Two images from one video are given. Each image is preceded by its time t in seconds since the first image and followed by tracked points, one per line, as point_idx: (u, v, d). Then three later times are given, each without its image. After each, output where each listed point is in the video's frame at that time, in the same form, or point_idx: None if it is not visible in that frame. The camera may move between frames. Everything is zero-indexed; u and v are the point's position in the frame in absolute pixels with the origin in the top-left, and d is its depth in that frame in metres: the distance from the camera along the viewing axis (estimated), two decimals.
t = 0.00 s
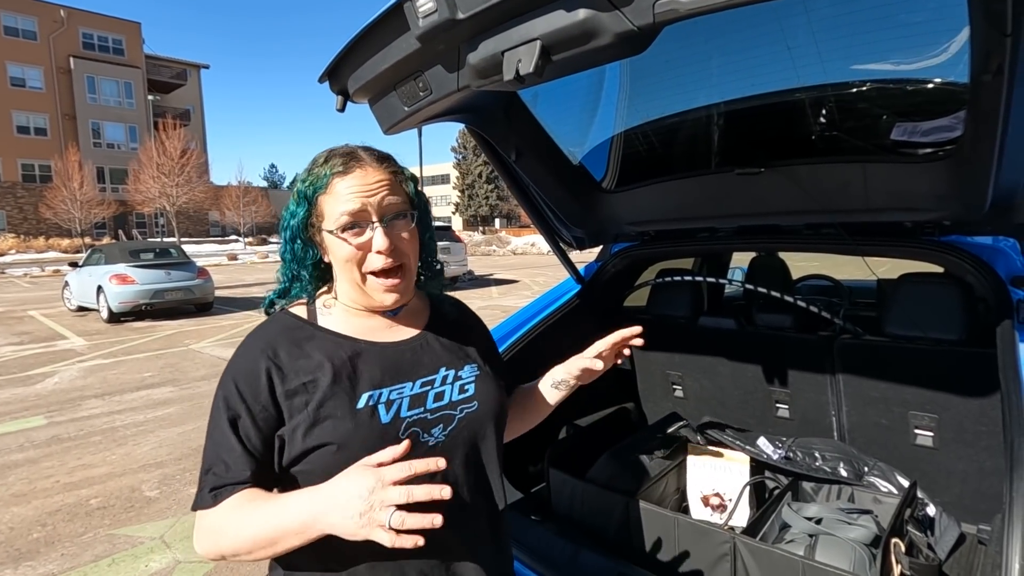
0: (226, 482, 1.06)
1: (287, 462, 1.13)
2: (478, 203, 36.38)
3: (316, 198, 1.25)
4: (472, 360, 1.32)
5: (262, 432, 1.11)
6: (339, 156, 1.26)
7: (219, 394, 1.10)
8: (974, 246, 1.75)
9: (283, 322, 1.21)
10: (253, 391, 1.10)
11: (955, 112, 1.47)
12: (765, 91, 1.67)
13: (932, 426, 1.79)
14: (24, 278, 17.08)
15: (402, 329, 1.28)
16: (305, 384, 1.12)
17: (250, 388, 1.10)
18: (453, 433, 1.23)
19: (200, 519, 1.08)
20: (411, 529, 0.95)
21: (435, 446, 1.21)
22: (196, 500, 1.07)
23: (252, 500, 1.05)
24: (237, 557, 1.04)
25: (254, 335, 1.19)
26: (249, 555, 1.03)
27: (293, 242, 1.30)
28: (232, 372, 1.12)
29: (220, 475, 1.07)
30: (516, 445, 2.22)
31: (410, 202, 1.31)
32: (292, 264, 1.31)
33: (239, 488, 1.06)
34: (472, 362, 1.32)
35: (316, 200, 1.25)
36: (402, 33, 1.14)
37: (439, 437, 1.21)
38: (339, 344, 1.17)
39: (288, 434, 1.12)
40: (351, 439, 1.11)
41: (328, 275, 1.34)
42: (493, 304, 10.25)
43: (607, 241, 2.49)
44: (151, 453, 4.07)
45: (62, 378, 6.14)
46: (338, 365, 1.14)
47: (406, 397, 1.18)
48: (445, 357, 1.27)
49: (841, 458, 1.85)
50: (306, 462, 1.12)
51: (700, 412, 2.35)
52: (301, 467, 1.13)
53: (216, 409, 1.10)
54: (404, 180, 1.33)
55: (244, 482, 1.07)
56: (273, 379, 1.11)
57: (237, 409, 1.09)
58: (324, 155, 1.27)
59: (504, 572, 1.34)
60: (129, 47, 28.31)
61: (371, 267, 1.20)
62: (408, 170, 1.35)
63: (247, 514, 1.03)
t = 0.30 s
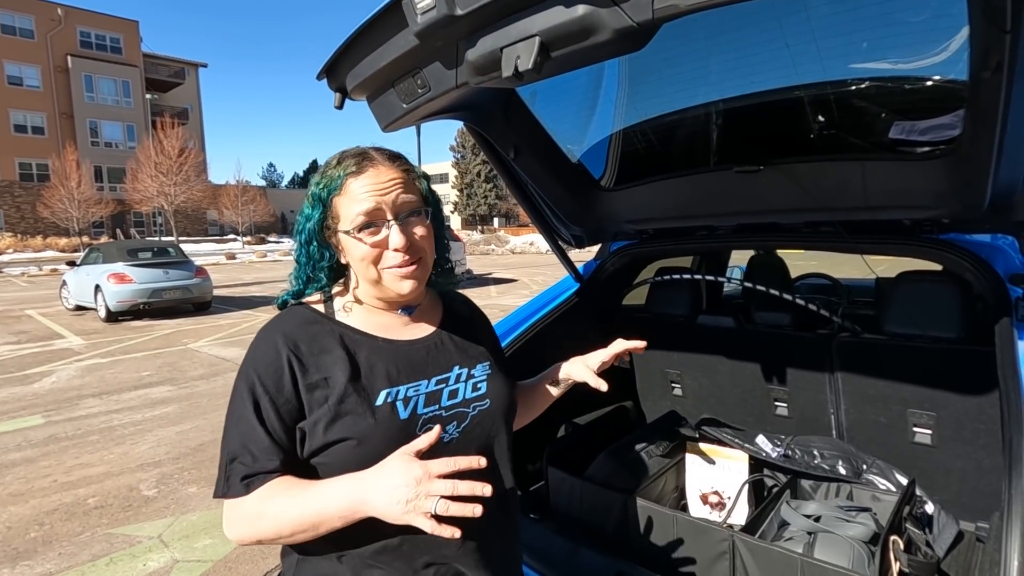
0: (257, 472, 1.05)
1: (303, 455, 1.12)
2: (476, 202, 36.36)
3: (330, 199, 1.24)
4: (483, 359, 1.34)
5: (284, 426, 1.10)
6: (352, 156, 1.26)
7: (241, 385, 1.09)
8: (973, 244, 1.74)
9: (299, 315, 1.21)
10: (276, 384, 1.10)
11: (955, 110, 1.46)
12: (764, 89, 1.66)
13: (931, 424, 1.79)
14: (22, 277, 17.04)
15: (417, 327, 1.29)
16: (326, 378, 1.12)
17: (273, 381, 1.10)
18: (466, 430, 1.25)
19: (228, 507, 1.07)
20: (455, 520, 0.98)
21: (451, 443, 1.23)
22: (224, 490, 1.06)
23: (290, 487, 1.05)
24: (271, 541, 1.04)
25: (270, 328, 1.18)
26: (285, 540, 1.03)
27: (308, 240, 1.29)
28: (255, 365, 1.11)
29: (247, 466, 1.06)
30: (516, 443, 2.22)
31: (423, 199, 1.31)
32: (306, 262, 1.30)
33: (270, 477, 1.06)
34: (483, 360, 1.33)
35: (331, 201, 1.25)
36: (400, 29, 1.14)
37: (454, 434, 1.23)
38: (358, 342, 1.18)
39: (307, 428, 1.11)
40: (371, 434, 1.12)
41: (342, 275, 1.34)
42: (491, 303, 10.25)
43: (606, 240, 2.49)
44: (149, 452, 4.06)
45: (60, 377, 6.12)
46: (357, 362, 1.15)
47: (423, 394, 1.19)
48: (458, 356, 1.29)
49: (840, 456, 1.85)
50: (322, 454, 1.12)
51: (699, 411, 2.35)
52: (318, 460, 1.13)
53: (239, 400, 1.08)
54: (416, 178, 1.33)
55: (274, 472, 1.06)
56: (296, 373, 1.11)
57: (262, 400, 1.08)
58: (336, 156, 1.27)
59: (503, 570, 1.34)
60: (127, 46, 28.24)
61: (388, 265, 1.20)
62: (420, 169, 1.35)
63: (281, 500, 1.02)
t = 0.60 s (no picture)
0: (273, 474, 1.05)
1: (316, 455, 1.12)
2: (475, 201, 36.35)
3: (345, 196, 1.24)
4: (489, 360, 1.35)
5: (298, 426, 1.09)
6: (368, 153, 1.26)
7: (252, 383, 1.08)
8: (972, 240, 1.74)
9: (314, 313, 1.20)
10: (292, 387, 1.09)
11: (954, 107, 1.46)
12: (763, 86, 1.67)
13: (930, 420, 1.79)
14: (19, 276, 17.00)
15: (427, 328, 1.30)
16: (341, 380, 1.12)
17: (289, 384, 1.08)
18: (472, 432, 1.26)
19: (243, 506, 1.06)
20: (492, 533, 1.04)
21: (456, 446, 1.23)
22: (237, 488, 1.05)
23: (311, 490, 1.06)
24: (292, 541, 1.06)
25: (280, 324, 1.16)
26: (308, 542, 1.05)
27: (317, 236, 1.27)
28: (269, 365, 1.09)
29: (262, 468, 1.05)
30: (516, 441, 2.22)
31: (438, 198, 1.31)
32: (314, 258, 1.28)
33: (286, 481, 1.06)
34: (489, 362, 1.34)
35: (346, 197, 1.24)
36: (399, 25, 1.14)
37: (460, 437, 1.23)
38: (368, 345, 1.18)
39: (321, 429, 1.11)
40: (384, 438, 1.12)
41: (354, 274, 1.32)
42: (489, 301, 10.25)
43: (606, 237, 2.49)
44: (148, 451, 4.06)
45: (58, 376, 6.11)
46: (372, 364, 1.16)
47: (432, 397, 1.19)
48: (465, 358, 1.29)
49: (839, 453, 1.86)
50: (334, 455, 1.12)
51: (699, 408, 2.35)
52: (330, 460, 1.12)
53: (254, 401, 1.07)
54: (432, 176, 1.33)
55: (291, 475, 1.06)
56: (311, 375, 1.11)
57: (276, 402, 1.07)
58: (351, 153, 1.27)
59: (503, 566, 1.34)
60: (124, 44, 28.17)
61: (403, 261, 1.21)
62: (435, 166, 1.35)
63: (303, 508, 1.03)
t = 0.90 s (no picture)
0: (311, 480, 1.04)
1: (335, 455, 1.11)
2: (473, 200, 36.32)
3: (350, 186, 1.23)
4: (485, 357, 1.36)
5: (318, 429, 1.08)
6: (378, 146, 1.26)
7: (272, 392, 1.06)
8: (970, 238, 1.77)
9: (311, 312, 1.18)
10: (310, 388, 1.08)
11: (952, 105, 1.47)
12: (762, 84, 1.67)
13: (927, 418, 1.80)
14: (17, 275, 16.96)
15: (422, 325, 1.31)
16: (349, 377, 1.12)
17: (307, 385, 1.08)
18: (470, 428, 1.26)
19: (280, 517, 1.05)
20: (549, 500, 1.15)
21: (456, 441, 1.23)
22: (274, 500, 1.01)
23: (355, 497, 1.07)
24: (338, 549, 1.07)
25: (283, 326, 1.14)
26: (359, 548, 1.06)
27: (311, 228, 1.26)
28: (286, 369, 1.07)
29: (299, 474, 1.03)
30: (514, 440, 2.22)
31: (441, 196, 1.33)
32: (310, 249, 1.28)
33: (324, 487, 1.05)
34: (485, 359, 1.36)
35: (351, 187, 1.23)
36: (398, 23, 1.14)
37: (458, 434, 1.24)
38: (371, 344, 1.18)
39: (337, 427, 1.10)
40: (394, 435, 1.12)
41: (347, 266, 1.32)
42: (488, 300, 10.24)
43: (604, 236, 2.49)
44: (146, 450, 4.05)
45: (55, 375, 6.10)
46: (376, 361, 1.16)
47: (431, 395, 1.20)
48: (462, 356, 1.31)
49: (837, 451, 1.87)
50: (348, 453, 1.12)
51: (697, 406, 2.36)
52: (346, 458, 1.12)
53: (276, 407, 1.05)
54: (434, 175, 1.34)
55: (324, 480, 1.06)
56: (324, 375, 1.10)
57: (299, 407, 1.06)
58: (359, 144, 1.27)
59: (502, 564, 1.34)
60: (122, 43, 28.10)
61: (409, 254, 1.21)
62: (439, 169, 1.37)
63: (355, 511, 1.04)
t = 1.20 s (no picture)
0: (299, 476, 1.02)
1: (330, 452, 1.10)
2: (472, 199, 36.31)
3: (387, 179, 1.20)
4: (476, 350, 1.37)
5: (308, 425, 1.07)
6: (408, 143, 1.27)
7: (258, 392, 1.05)
8: (968, 234, 1.78)
9: (297, 310, 1.17)
10: (297, 383, 1.07)
11: (949, 101, 1.47)
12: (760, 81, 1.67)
13: (924, 415, 1.80)
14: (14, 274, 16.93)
15: (414, 320, 1.31)
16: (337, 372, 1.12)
17: (292, 380, 1.07)
18: (467, 420, 1.26)
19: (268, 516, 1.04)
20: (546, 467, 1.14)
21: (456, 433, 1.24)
22: (261, 499, 1.00)
23: (345, 489, 1.05)
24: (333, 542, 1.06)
25: (269, 324, 1.13)
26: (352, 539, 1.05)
27: (305, 221, 1.22)
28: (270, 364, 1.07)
29: (285, 470, 1.02)
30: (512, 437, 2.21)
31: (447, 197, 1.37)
32: (318, 240, 1.21)
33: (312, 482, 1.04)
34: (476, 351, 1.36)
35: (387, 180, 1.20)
36: (395, 18, 1.13)
37: (456, 425, 1.24)
38: (363, 338, 1.18)
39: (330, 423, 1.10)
40: (386, 429, 1.12)
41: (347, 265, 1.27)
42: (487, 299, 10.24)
43: (602, 233, 2.49)
44: (144, 448, 4.05)
45: (53, 374, 6.09)
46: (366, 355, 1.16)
47: (425, 387, 1.20)
48: (453, 349, 1.31)
49: (835, 447, 1.88)
50: (343, 450, 1.11)
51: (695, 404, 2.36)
52: (341, 455, 1.11)
53: (259, 402, 1.04)
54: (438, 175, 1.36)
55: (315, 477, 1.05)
56: (311, 369, 1.10)
57: (287, 406, 1.05)
58: (390, 138, 1.25)
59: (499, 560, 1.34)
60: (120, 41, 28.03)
61: (433, 248, 1.23)
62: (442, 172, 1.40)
63: (344, 502, 1.03)
